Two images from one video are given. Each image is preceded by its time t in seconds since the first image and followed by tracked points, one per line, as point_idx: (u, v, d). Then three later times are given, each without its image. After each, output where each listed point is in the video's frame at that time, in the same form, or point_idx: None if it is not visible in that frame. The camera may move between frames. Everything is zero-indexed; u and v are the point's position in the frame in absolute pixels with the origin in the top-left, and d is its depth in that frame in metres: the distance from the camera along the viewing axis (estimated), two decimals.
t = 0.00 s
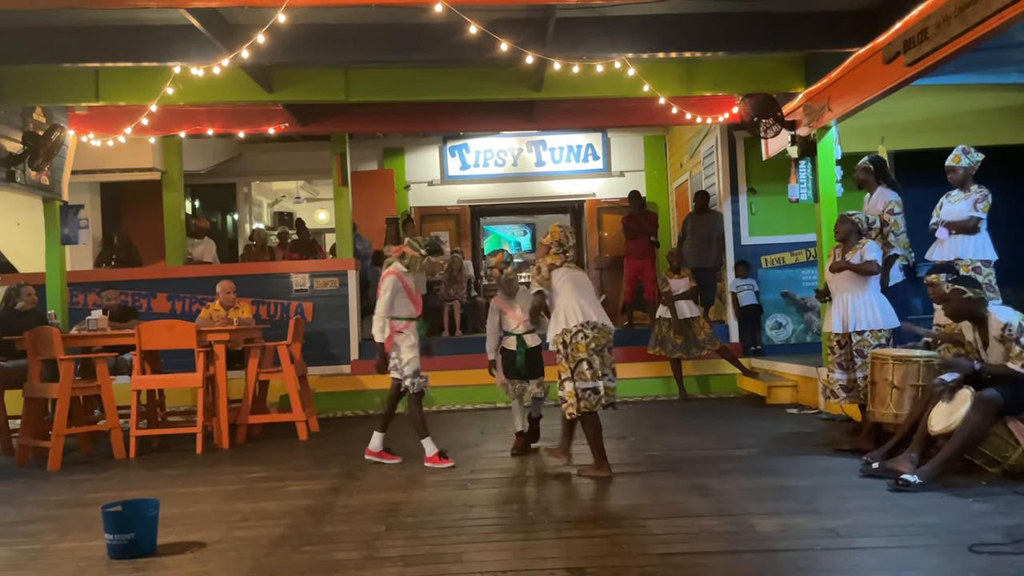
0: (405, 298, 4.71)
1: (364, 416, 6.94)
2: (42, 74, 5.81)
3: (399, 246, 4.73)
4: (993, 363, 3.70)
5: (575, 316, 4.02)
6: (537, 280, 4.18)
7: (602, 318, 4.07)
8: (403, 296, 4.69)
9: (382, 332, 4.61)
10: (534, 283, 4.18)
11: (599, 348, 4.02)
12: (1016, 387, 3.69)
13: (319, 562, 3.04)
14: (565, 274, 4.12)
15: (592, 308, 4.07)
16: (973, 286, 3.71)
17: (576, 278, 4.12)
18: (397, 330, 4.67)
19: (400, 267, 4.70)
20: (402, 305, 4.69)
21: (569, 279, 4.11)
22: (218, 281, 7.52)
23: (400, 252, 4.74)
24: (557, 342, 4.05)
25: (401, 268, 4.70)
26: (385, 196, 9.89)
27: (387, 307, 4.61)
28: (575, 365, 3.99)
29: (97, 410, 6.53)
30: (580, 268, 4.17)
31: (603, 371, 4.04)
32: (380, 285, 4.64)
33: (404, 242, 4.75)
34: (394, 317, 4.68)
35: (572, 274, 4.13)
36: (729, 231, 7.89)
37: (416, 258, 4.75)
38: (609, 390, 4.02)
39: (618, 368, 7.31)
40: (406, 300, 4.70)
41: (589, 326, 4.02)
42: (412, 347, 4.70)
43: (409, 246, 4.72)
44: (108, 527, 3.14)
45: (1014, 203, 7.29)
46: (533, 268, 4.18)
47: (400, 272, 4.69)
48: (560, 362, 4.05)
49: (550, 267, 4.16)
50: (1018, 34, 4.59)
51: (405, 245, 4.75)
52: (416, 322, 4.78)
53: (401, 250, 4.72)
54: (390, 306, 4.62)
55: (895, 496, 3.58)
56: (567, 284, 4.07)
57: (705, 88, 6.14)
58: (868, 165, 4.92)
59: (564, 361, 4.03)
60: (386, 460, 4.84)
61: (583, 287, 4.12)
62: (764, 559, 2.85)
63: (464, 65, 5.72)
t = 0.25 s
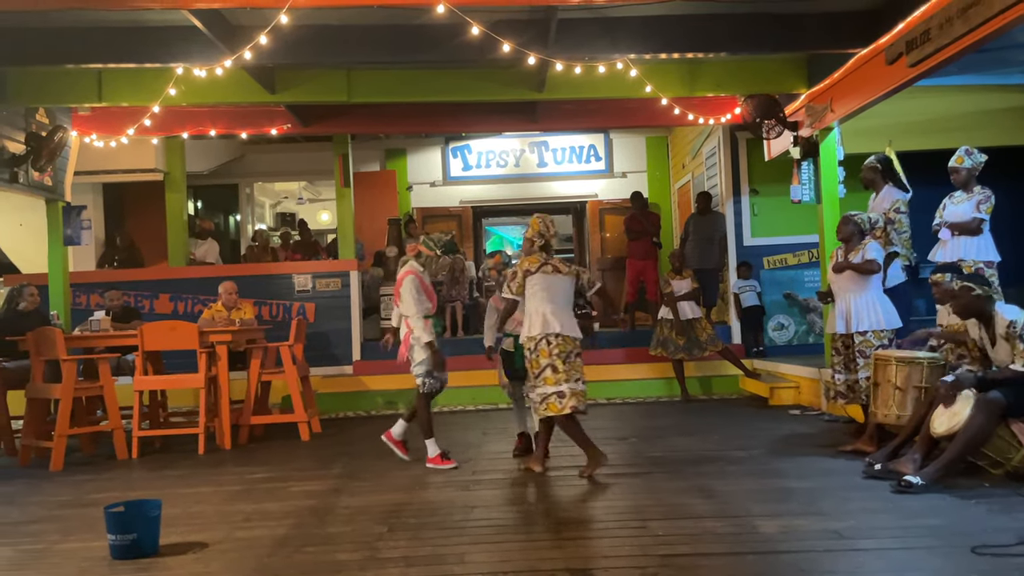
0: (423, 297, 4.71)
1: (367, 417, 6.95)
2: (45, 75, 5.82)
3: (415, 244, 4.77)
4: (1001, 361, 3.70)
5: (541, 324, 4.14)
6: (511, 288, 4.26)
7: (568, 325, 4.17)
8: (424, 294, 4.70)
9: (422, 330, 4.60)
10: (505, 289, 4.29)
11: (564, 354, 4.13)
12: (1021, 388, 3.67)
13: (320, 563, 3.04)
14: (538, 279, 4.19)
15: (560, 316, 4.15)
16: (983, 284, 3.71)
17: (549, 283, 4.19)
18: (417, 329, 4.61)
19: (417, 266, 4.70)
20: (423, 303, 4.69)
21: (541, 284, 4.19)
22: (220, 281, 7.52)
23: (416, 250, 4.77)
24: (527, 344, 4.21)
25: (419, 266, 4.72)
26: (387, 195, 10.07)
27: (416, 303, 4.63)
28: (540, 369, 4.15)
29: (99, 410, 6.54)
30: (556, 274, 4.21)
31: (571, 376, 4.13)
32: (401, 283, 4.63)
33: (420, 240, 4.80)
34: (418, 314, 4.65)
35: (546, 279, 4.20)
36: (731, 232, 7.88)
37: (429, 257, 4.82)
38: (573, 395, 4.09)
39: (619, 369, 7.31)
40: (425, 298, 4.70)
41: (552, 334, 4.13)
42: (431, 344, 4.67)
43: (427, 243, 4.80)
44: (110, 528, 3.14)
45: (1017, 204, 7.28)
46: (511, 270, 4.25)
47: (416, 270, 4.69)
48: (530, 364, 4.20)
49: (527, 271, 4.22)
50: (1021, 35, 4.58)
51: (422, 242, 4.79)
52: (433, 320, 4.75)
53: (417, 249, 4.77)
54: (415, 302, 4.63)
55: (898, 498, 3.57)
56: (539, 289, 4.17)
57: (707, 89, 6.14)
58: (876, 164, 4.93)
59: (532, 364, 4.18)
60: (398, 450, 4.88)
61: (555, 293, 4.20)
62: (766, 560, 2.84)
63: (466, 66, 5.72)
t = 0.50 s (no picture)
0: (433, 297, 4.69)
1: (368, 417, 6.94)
2: (48, 76, 5.83)
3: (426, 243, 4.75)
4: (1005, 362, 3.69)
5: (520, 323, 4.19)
6: (497, 287, 4.21)
7: (547, 323, 4.19)
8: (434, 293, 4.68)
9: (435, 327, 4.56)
10: (493, 289, 4.21)
11: (537, 353, 4.18)
12: None
13: (322, 563, 3.04)
14: (522, 279, 4.22)
15: (539, 315, 4.18)
16: (987, 286, 3.68)
17: (529, 282, 4.23)
18: (425, 328, 4.58)
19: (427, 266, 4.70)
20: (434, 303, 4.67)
21: (522, 283, 4.22)
22: (223, 282, 7.53)
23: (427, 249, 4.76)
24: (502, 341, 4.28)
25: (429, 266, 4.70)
26: (390, 197, 9.94)
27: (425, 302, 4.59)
28: (510, 366, 4.22)
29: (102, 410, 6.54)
30: (537, 272, 4.24)
31: (542, 375, 4.17)
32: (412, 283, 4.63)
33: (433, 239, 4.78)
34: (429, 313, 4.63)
35: (527, 278, 4.23)
36: (734, 233, 7.88)
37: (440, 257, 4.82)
38: (536, 394, 4.16)
39: (621, 369, 7.31)
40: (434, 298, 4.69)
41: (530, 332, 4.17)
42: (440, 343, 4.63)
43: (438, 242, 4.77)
44: (112, 528, 3.15)
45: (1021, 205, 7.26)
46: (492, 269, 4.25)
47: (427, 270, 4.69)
48: (501, 359, 4.28)
49: (509, 270, 4.23)
50: None
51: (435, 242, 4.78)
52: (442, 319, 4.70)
53: (428, 248, 4.75)
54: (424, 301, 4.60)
55: (901, 499, 3.57)
56: (523, 289, 4.21)
57: (710, 90, 6.15)
58: (881, 167, 4.87)
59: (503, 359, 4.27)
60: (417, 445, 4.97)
61: (537, 290, 4.23)
62: (768, 561, 2.84)
63: (469, 67, 5.72)
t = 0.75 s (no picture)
0: (438, 296, 4.64)
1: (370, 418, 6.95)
2: (51, 77, 5.84)
3: (435, 243, 4.79)
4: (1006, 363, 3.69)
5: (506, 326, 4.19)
6: (483, 290, 4.29)
7: (532, 324, 4.16)
8: (437, 292, 4.63)
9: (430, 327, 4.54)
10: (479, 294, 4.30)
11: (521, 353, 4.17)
12: None
13: (324, 564, 3.04)
14: (504, 282, 4.24)
15: (523, 316, 4.17)
16: (990, 287, 3.70)
17: (512, 285, 4.24)
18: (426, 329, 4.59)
19: (432, 265, 4.66)
20: (436, 301, 4.63)
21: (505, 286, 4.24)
22: (225, 283, 7.54)
23: (436, 249, 4.79)
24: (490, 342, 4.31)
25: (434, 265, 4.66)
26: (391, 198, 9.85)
27: (423, 301, 4.56)
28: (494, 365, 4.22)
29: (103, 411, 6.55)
30: (520, 274, 4.24)
31: (522, 372, 4.19)
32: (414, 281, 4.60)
33: (443, 239, 4.79)
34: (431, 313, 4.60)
35: (511, 281, 4.25)
36: (735, 234, 7.88)
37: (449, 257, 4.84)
38: (515, 392, 4.17)
39: (622, 370, 7.31)
40: (438, 296, 4.64)
41: (516, 333, 4.16)
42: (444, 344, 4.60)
43: (446, 242, 4.77)
44: (114, 528, 3.15)
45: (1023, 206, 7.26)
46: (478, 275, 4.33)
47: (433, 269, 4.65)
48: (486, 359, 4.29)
49: (493, 275, 4.29)
50: None
51: (444, 242, 4.80)
52: (449, 320, 4.66)
53: (436, 247, 4.79)
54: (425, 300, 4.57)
55: (903, 501, 3.56)
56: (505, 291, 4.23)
57: (711, 91, 6.16)
58: (881, 172, 4.95)
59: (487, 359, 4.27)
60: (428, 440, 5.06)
61: (522, 292, 4.22)
62: (769, 562, 2.84)
63: (471, 68, 5.72)
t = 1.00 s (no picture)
0: (439, 295, 4.67)
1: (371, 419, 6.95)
2: (52, 78, 5.85)
3: (442, 244, 4.76)
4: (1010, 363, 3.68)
5: (512, 326, 4.16)
6: (487, 291, 4.29)
7: (537, 324, 4.16)
8: (437, 291, 4.66)
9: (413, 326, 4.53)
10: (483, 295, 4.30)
11: (529, 354, 4.16)
12: None
13: (324, 565, 3.04)
14: (508, 282, 4.23)
15: (529, 317, 4.16)
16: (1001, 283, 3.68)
17: (517, 285, 4.23)
18: (429, 329, 4.59)
19: (437, 264, 4.71)
20: (436, 301, 4.65)
21: (511, 286, 4.23)
22: (225, 284, 7.54)
23: (443, 250, 4.75)
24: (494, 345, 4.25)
25: (439, 266, 4.71)
26: (392, 199, 9.79)
27: (419, 300, 4.58)
28: (500, 370, 4.18)
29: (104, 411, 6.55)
30: (524, 274, 4.25)
31: (527, 374, 4.18)
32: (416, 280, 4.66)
33: (450, 239, 4.75)
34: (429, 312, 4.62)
35: (515, 281, 4.24)
36: (736, 236, 7.88)
37: (458, 256, 4.74)
38: (523, 394, 4.17)
39: (623, 371, 7.31)
40: (439, 296, 4.66)
41: (523, 333, 4.14)
42: (445, 345, 4.59)
43: (453, 243, 4.72)
44: (115, 529, 3.15)
45: None
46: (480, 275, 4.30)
47: (437, 269, 4.70)
48: (491, 363, 4.25)
49: (496, 274, 4.28)
50: None
51: (451, 241, 4.76)
52: (452, 321, 4.66)
53: (444, 247, 4.74)
54: (423, 299, 4.60)
55: (903, 503, 3.56)
56: (510, 292, 4.21)
57: (712, 92, 6.16)
58: (879, 174, 4.89)
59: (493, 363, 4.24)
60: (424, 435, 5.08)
61: (526, 292, 4.23)
62: (770, 564, 2.84)
63: (472, 70, 5.73)
